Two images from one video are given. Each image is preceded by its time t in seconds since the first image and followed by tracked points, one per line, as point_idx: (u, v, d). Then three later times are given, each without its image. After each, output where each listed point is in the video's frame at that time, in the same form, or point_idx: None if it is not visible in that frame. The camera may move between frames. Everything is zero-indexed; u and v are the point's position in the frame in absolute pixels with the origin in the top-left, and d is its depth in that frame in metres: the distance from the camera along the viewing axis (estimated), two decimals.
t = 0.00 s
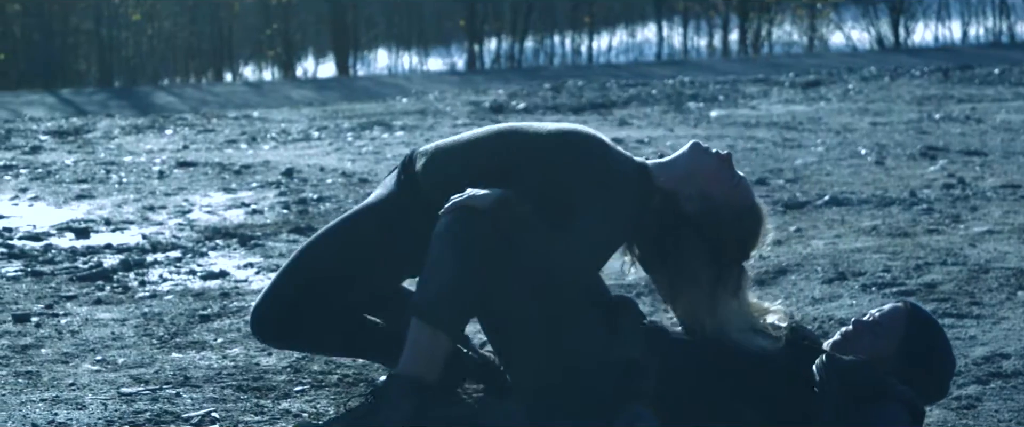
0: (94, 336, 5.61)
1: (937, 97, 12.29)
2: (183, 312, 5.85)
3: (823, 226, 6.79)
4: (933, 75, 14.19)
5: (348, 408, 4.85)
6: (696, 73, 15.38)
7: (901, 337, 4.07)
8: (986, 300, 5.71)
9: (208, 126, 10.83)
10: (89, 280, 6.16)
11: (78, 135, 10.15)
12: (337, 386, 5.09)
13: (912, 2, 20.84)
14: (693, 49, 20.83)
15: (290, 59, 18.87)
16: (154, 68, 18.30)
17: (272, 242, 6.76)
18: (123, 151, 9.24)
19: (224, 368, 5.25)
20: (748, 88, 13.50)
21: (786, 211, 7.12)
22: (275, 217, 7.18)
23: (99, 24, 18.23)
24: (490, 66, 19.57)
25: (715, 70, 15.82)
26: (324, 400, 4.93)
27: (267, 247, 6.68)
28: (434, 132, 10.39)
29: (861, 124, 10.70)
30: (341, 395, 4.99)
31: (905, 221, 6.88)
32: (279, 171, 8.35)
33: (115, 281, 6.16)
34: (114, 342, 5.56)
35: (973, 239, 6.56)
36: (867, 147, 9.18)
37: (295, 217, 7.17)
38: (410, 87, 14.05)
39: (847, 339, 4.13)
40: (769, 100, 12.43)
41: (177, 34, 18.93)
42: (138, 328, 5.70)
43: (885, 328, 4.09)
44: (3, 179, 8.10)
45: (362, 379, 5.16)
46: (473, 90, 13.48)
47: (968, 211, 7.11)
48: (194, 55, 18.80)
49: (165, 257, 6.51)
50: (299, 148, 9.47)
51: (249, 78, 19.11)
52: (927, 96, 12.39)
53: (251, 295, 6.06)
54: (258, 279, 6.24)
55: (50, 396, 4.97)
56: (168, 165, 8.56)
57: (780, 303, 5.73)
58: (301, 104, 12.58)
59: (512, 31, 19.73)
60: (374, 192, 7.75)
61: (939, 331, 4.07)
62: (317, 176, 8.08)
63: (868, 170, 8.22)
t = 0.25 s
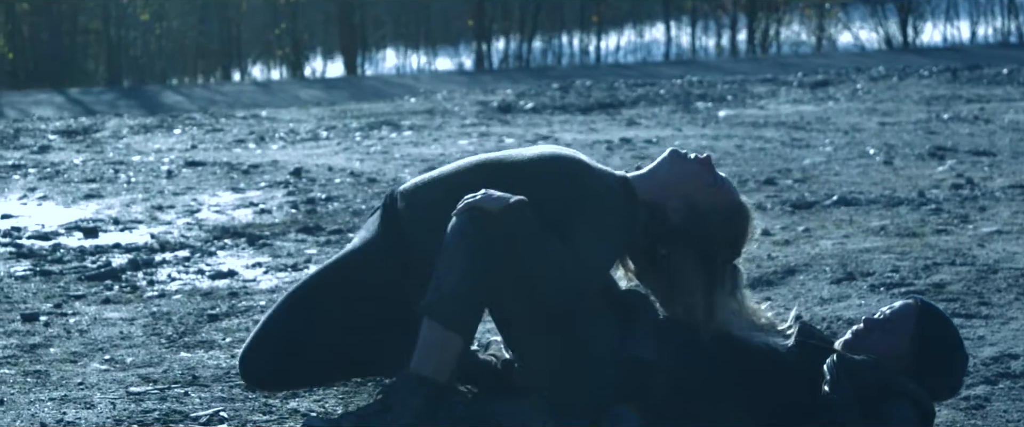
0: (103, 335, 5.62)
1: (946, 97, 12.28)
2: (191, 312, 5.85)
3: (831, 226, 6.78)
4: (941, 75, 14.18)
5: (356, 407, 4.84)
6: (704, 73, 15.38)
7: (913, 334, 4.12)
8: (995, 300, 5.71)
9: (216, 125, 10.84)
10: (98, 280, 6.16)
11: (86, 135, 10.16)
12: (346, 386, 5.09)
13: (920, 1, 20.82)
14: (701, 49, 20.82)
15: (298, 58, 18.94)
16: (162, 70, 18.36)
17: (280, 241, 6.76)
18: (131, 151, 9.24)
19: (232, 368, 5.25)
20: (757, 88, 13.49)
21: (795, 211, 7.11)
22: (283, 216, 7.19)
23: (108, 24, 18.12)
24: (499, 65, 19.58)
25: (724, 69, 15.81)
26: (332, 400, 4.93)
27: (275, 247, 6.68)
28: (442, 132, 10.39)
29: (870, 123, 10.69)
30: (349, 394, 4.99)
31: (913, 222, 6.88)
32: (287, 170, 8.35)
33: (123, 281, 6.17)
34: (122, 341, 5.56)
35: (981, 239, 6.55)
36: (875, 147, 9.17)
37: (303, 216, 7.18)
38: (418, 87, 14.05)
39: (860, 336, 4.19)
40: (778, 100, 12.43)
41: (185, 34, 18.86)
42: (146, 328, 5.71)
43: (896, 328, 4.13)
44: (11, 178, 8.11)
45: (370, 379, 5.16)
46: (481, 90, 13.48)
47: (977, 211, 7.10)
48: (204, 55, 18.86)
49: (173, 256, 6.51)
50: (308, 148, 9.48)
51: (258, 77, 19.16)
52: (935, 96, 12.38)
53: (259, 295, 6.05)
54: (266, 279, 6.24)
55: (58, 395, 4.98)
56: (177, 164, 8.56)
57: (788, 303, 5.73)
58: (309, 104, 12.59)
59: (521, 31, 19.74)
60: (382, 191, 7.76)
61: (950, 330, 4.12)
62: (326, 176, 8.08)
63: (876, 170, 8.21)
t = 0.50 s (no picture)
0: (114, 334, 5.62)
1: (958, 97, 12.26)
2: (202, 311, 5.85)
3: (842, 226, 6.78)
4: (953, 75, 14.15)
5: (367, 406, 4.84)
6: (715, 73, 15.35)
7: (925, 333, 4.12)
8: (1007, 300, 5.70)
9: (228, 125, 10.85)
10: (109, 278, 6.17)
11: (98, 134, 10.17)
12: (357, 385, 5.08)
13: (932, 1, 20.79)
14: (712, 49, 20.79)
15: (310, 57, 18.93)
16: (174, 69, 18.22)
17: (292, 241, 6.76)
18: (143, 150, 9.25)
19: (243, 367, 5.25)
20: (768, 87, 13.48)
21: (806, 211, 7.11)
22: (295, 216, 7.19)
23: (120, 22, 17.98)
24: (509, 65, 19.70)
25: (735, 69, 15.80)
26: (343, 399, 4.93)
27: (287, 246, 6.68)
28: (453, 131, 10.40)
29: (881, 123, 10.67)
30: (361, 393, 4.98)
31: (925, 222, 6.87)
32: (298, 170, 8.35)
33: (135, 280, 6.17)
34: (133, 340, 5.57)
35: (992, 239, 6.55)
36: (887, 147, 9.16)
37: (314, 215, 7.18)
38: (429, 86, 14.06)
39: (870, 336, 4.19)
40: (789, 100, 12.41)
41: (196, 33, 18.73)
42: (157, 326, 5.71)
43: (907, 327, 4.14)
44: (23, 177, 8.13)
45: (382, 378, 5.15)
46: (492, 90, 13.48)
47: (989, 211, 7.10)
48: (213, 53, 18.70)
49: (185, 255, 6.51)
50: (319, 147, 9.49)
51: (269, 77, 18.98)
52: (947, 96, 12.36)
53: (270, 293, 6.04)
54: (277, 278, 6.24)
55: (70, 394, 4.98)
56: (188, 163, 8.57)
57: (799, 303, 5.73)
58: (320, 103, 12.60)
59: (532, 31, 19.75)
60: (393, 191, 7.76)
61: (962, 328, 4.12)
62: (337, 175, 8.08)
63: (888, 170, 8.20)
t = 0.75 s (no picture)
0: (130, 333, 5.63)
1: (973, 97, 12.24)
2: (218, 310, 5.86)
3: (858, 226, 6.77)
4: (968, 75, 14.13)
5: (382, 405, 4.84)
6: (730, 72, 15.32)
7: (938, 333, 4.12)
8: None
9: (243, 124, 10.86)
10: (124, 278, 6.18)
11: (113, 133, 10.18)
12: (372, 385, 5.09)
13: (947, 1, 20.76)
14: (727, 48, 20.78)
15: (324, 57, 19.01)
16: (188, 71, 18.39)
17: (307, 240, 6.77)
18: (158, 149, 9.26)
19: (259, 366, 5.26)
20: (782, 87, 13.47)
21: (821, 210, 7.10)
22: (310, 215, 7.19)
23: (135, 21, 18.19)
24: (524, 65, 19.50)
25: (751, 69, 15.79)
26: (358, 399, 4.93)
27: (302, 245, 6.69)
28: (467, 131, 10.41)
29: (895, 123, 10.66)
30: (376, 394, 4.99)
31: (940, 222, 6.86)
32: (313, 169, 8.36)
33: (150, 279, 6.18)
34: (149, 339, 5.57)
35: (1008, 239, 6.54)
36: (902, 147, 9.15)
37: (329, 215, 7.18)
38: (444, 86, 14.07)
39: (884, 335, 4.21)
40: (804, 99, 12.40)
41: (211, 32, 18.87)
42: (173, 325, 5.72)
43: (921, 326, 4.14)
44: (38, 177, 8.14)
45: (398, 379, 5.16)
46: (507, 89, 13.48)
47: (1005, 210, 7.08)
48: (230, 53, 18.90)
49: (200, 255, 6.52)
50: (334, 147, 9.50)
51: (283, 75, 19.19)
52: (962, 96, 12.34)
53: (286, 293, 6.04)
54: (293, 277, 6.24)
55: (86, 393, 4.99)
56: (203, 163, 8.58)
57: (815, 303, 5.72)
58: (335, 103, 12.59)
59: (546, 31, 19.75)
60: (408, 190, 7.76)
61: (978, 327, 4.11)
62: (352, 175, 8.09)
63: (903, 170, 8.19)
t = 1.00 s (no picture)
0: (145, 332, 5.64)
1: (988, 96, 12.21)
2: (233, 310, 5.86)
3: (873, 226, 6.76)
4: (984, 74, 14.10)
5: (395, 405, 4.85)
6: (745, 72, 15.28)
7: (953, 334, 4.11)
8: None
9: (258, 123, 10.88)
10: (140, 277, 6.18)
11: (128, 132, 10.20)
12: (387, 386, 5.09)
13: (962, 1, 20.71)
14: (742, 48, 20.75)
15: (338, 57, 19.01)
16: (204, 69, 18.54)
17: (322, 239, 6.77)
18: (173, 149, 9.28)
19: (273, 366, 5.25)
20: (798, 87, 13.46)
21: (836, 210, 7.10)
22: (325, 214, 7.20)
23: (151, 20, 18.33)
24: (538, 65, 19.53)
25: (767, 69, 15.78)
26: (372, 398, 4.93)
27: (317, 244, 6.69)
28: (482, 130, 10.42)
29: (911, 123, 10.64)
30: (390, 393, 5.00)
31: (955, 222, 6.85)
32: (328, 169, 8.36)
33: (165, 278, 6.19)
34: (164, 339, 5.58)
35: None
36: (917, 147, 9.13)
37: (344, 214, 7.18)
38: (459, 85, 14.08)
39: (901, 335, 4.19)
40: (820, 99, 12.39)
41: (227, 32, 19.06)
42: (188, 325, 5.72)
43: (937, 327, 4.13)
44: (54, 176, 8.16)
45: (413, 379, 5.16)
46: (522, 89, 13.49)
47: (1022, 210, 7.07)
48: (246, 53, 19.11)
49: (215, 254, 6.52)
50: (349, 146, 9.51)
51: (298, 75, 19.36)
52: (978, 96, 12.31)
53: (301, 292, 6.05)
54: (308, 277, 6.25)
55: (101, 392, 4.99)
56: (218, 162, 8.59)
57: (830, 303, 5.71)
58: (350, 102, 12.60)
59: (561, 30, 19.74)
60: (423, 189, 7.76)
61: (994, 329, 4.11)
62: (367, 174, 8.09)
63: (918, 170, 8.18)
